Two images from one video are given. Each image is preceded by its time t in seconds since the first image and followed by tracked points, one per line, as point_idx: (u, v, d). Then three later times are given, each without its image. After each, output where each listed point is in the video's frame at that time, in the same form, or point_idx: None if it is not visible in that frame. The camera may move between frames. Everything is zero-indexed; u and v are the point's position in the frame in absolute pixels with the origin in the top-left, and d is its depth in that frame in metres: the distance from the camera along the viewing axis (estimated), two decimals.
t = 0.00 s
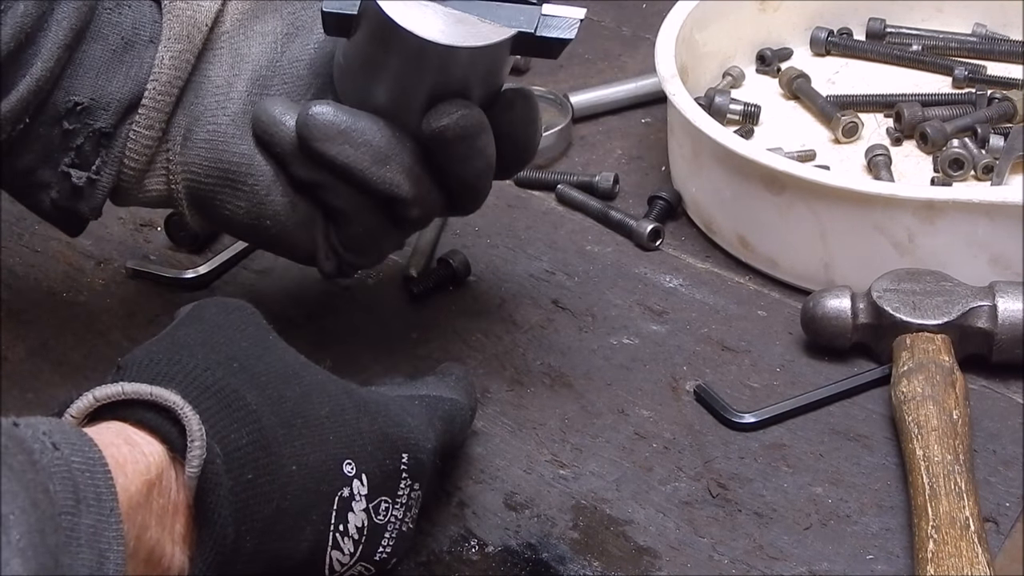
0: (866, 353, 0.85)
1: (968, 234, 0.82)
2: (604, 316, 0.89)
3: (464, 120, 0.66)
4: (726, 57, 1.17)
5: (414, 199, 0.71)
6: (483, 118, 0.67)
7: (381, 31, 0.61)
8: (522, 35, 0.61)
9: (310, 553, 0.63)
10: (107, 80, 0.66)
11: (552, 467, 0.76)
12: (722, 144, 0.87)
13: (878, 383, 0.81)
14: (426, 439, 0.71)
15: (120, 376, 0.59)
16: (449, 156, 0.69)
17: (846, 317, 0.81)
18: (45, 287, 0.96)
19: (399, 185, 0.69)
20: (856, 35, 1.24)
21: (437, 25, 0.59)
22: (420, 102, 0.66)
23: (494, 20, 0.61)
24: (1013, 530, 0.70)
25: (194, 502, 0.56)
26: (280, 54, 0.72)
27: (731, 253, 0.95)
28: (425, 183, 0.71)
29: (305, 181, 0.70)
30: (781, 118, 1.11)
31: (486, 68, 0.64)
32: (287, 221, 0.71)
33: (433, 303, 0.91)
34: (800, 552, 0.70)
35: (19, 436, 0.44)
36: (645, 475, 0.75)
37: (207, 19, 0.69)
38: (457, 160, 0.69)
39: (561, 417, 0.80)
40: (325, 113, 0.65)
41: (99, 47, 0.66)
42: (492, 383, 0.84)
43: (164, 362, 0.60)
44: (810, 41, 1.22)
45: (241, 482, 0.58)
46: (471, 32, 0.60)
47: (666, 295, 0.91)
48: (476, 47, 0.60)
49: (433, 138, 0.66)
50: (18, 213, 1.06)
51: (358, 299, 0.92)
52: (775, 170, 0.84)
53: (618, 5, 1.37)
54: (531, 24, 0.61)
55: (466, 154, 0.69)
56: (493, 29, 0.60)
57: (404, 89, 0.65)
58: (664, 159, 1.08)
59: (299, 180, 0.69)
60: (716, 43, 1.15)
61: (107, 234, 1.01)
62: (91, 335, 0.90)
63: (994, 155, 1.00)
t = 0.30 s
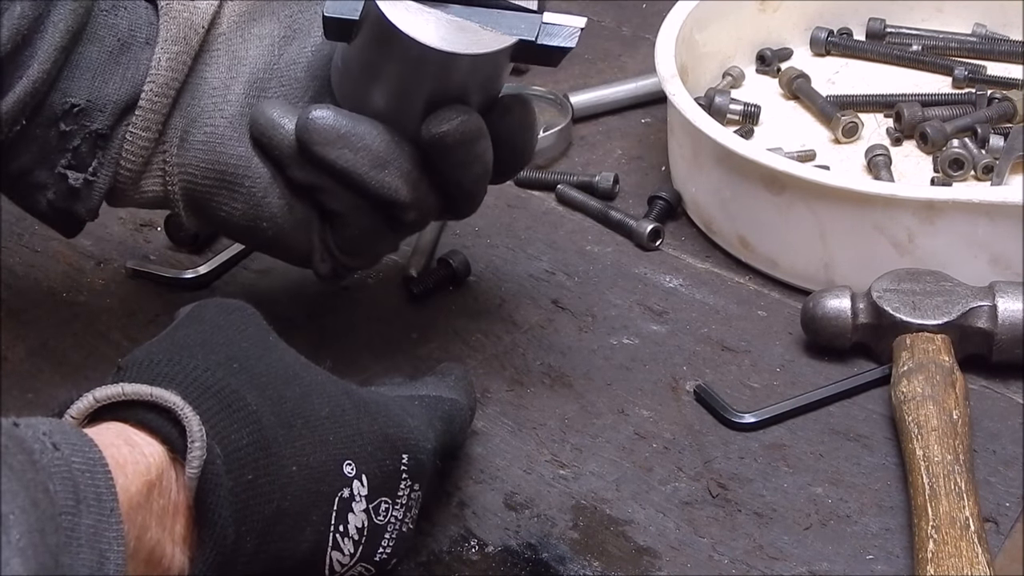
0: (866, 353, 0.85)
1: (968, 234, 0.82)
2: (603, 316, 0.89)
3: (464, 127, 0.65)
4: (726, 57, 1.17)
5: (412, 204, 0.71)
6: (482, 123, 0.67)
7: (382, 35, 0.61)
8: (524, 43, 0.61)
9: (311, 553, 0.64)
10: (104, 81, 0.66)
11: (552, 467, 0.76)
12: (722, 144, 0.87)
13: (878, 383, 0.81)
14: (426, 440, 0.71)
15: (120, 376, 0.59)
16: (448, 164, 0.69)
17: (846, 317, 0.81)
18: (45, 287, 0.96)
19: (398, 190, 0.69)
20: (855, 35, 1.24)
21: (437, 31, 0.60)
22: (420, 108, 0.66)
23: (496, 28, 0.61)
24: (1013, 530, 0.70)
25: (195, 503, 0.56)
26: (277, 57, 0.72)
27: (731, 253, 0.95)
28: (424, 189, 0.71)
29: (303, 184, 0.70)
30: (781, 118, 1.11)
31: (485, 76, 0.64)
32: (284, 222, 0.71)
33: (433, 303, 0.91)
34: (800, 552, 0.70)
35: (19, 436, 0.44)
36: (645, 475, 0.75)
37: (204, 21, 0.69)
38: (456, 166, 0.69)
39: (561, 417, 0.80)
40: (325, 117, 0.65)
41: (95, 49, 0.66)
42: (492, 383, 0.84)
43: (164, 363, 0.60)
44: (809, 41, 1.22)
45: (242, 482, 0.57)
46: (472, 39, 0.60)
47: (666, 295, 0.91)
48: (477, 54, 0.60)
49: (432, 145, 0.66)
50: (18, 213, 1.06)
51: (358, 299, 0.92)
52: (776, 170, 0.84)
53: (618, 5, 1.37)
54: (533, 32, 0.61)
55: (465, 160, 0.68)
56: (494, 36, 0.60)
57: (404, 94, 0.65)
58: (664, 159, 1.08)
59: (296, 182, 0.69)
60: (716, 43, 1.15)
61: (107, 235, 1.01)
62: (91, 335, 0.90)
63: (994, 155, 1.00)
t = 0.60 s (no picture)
0: (866, 353, 0.85)
1: (968, 234, 0.82)
2: (603, 316, 0.89)
3: (460, 131, 0.65)
4: (726, 57, 1.17)
5: (409, 207, 0.71)
6: (479, 128, 0.67)
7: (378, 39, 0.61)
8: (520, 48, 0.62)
9: (310, 554, 0.64)
10: (102, 83, 0.66)
11: (552, 467, 0.76)
12: (722, 144, 0.87)
13: (878, 383, 0.81)
14: (425, 440, 0.71)
15: (118, 377, 0.59)
16: (443, 167, 0.69)
17: (846, 317, 0.81)
18: (45, 287, 0.96)
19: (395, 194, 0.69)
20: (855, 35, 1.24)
21: (432, 36, 0.60)
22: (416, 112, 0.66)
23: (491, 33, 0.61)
24: (1013, 531, 0.70)
25: (193, 504, 0.57)
26: (274, 59, 0.73)
27: (731, 253, 0.95)
28: (421, 192, 0.71)
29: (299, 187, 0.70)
30: (781, 118, 1.11)
31: (484, 81, 0.64)
32: (280, 225, 0.71)
33: (433, 303, 0.91)
34: (800, 552, 0.70)
35: (18, 437, 0.44)
36: (645, 475, 0.75)
37: (201, 23, 0.70)
38: (452, 170, 0.69)
39: (561, 417, 0.80)
40: (322, 121, 0.65)
41: (92, 51, 0.66)
42: (492, 383, 0.84)
43: (163, 364, 0.59)
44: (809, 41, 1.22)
45: (240, 484, 0.57)
46: (469, 45, 0.60)
47: (666, 295, 0.91)
48: (472, 59, 0.60)
49: (428, 150, 0.66)
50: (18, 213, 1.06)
51: (358, 299, 0.92)
52: (775, 170, 0.84)
53: (618, 5, 1.37)
54: (529, 37, 0.61)
55: (462, 164, 0.68)
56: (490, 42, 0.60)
57: (401, 99, 0.65)
58: (664, 159, 1.08)
59: (293, 185, 0.69)
60: (716, 43, 1.15)
61: (107, 235, 1.01)
62: (91, 335, 0.90)
63: (994, 155, 1.00)
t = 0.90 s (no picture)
0: (866, 354, 0.85)
1: (967, 234, 0.82)
2: (603, 316, 0.89)
3: (457, 132, 0.65)
4: (726, 57, 1.17)
5: (407, 207, 0.71)
6: (477, 128, 0.67)
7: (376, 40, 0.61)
8: (518, 49, 0.62)
9: (310, 555, 0.64)
10: (101, 82, 0.67)
11: (552, 467, 0.76)
12: (722, 144, 0.87)
13: (878, 384, 0.81)
14: (425, 441, 0.71)
15: (118, 378, 0.59)
16: (441, 167, 0.69)
17: (846, 317, 0.81)
18: (45, 286, 0.96)
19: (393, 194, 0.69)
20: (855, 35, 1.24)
21: (430, 36, 0.60)
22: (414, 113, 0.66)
23: (489, 35, 0.61)
24: (1013, 531, 0.70)
25: (193, 505, 0.56)
26: (273, 58, 0.73)
27: (731, 253, 0.95)
28: (419, 192, 0.71)
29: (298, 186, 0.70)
30: (781, 118, 1.11)
31: (482, 80, 0.64)
32: (278, 224, 0.71)
33: (433, 303, 0.91)
34: (800, 552, 0.70)
35: (17, 438, 0.44)
36: (645, 475, 0.75)
37: (200, 21, 0.70)
38: (450, 171, 0.69)
39: (561, 418, 0.80)
40: (319, 121, 0.65)
41: (92, 49, 0.66)
42: (492, 383, 0.84)
43: (163, 364, 0.59)
44: (809, 41, 1.22)
45: (240, 484, 0.57)
46: (467, 46, 0.60)
47: (666, 295, 0.91)
48: (471, 60, 0.60)
49: (426, 150, 0.66)
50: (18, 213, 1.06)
51: (358, 299, 0.92)
52: (775, 170, 0.84)
53: (618, 5, 1.37)
54: (525, 36, 0.62)
55: (460, 164, 0.68)
56: (488, 43, 0.61)
57: (399, 99, 0.65)
58: (664, 159, 1.08)
59: (291, 185, 0.69)
60: (716, 44, 1.15)
61: (108, 235, 1.01)
62: (91, 335, 0.90)
63: (994, 155, 1.00)
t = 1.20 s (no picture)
0: (866, 354, 0.85)
1: (967, 234, 0.82)
2: (604, 316, 0.89)
3: (454, 132, 0.65)
4: (726, 57, 1.17)
5: (405, 207, 0.71)
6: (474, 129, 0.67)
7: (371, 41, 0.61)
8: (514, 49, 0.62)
9: (309, 555, 0.64)
10: (98, 82, 0.67)
11: (552, 467, 0.76)
12: (722, 144, 0.87)
13: (877, 384, 0.81)
14: (424, 442, 0.71)
15: (117, 378, 0.59)
16: (439, 167, 0.69)
17: (846, 317, 0.81)
18: (45, 286, 0.96)
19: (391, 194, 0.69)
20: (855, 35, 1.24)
21: (426, 37, 0.60)
22: (412, 114, 0.66)
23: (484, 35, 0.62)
24: (1013, 531, 0.70)
25: (193, 506, 0.56)
26: (270, 59, 0.72)
27: (731, 253, 0.95)
28: (417, 192, 0.71)
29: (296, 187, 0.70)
30: (781, 118, 1.11)
31: (478, 82, 0.64)
32: (276, 225, 0.71)
33: (433, 303, 0.91)
34: (800, 552, 0.70)
35: (16, 438, 0.44)
36: (645, 475, 0.75)
37: (198, 22, 0.69)
38: (447, 171, 0.69)
39: (562, 418, 0.80)
40: (316, 122, 0.65)
41: (89, 50, 0.66)
42: (492, 383, 0.84)
43: (162, 365, 0.60)
44: (809, 41, 1.22)
45: (238, 484, 0.57)
46: (463, 47, 0.61)
47: (666, 295, 0.91)
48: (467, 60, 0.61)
49: (423, 151, 0.66)
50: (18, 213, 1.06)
51: (358, 299, 0.92)
52: (775, 170, 0.84)
53: (618, 5, 1.37)
54: (522, 36, 0.62)
55: (457, 164, 0.68)
56: (483, 44, 0.61)
57: (396, 99, 0.65)
58: (664, 159, 1.08)
59: (289, 185, 0.69)
60: (716, 44, 1.15)
61: (108, 235, 1.01)
62: (91, 335, 0.90)
63: (994, 155, 1.00)
